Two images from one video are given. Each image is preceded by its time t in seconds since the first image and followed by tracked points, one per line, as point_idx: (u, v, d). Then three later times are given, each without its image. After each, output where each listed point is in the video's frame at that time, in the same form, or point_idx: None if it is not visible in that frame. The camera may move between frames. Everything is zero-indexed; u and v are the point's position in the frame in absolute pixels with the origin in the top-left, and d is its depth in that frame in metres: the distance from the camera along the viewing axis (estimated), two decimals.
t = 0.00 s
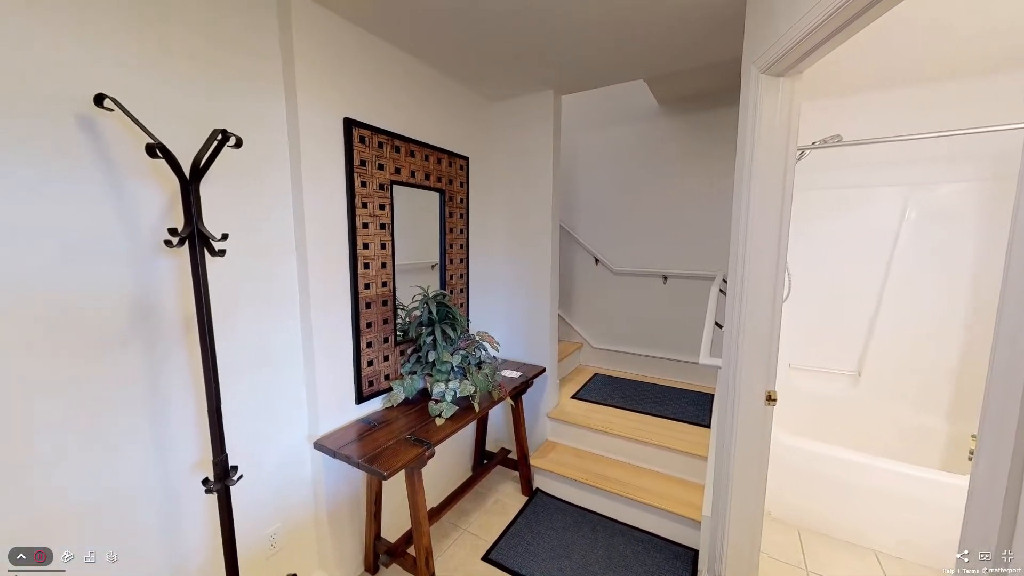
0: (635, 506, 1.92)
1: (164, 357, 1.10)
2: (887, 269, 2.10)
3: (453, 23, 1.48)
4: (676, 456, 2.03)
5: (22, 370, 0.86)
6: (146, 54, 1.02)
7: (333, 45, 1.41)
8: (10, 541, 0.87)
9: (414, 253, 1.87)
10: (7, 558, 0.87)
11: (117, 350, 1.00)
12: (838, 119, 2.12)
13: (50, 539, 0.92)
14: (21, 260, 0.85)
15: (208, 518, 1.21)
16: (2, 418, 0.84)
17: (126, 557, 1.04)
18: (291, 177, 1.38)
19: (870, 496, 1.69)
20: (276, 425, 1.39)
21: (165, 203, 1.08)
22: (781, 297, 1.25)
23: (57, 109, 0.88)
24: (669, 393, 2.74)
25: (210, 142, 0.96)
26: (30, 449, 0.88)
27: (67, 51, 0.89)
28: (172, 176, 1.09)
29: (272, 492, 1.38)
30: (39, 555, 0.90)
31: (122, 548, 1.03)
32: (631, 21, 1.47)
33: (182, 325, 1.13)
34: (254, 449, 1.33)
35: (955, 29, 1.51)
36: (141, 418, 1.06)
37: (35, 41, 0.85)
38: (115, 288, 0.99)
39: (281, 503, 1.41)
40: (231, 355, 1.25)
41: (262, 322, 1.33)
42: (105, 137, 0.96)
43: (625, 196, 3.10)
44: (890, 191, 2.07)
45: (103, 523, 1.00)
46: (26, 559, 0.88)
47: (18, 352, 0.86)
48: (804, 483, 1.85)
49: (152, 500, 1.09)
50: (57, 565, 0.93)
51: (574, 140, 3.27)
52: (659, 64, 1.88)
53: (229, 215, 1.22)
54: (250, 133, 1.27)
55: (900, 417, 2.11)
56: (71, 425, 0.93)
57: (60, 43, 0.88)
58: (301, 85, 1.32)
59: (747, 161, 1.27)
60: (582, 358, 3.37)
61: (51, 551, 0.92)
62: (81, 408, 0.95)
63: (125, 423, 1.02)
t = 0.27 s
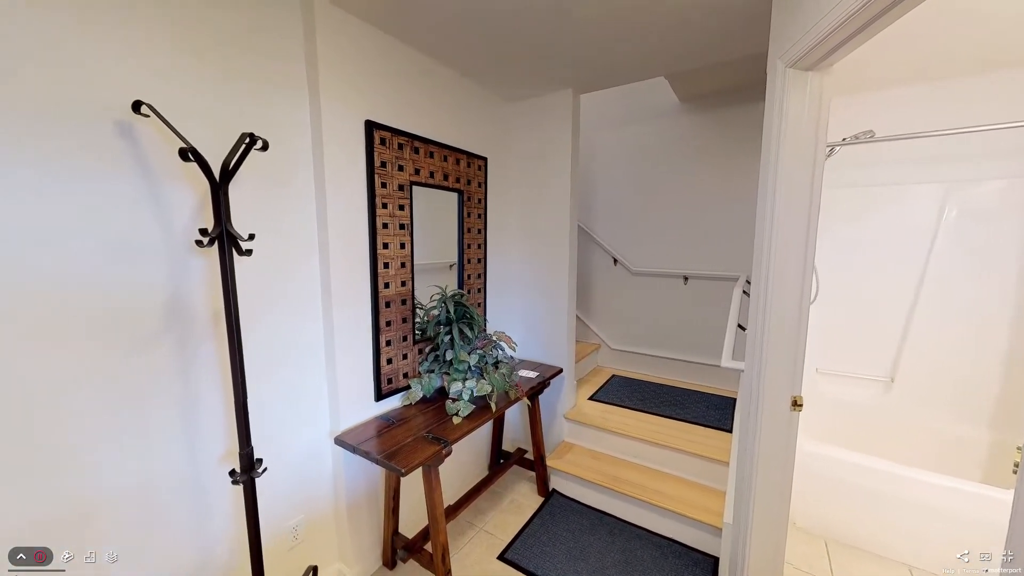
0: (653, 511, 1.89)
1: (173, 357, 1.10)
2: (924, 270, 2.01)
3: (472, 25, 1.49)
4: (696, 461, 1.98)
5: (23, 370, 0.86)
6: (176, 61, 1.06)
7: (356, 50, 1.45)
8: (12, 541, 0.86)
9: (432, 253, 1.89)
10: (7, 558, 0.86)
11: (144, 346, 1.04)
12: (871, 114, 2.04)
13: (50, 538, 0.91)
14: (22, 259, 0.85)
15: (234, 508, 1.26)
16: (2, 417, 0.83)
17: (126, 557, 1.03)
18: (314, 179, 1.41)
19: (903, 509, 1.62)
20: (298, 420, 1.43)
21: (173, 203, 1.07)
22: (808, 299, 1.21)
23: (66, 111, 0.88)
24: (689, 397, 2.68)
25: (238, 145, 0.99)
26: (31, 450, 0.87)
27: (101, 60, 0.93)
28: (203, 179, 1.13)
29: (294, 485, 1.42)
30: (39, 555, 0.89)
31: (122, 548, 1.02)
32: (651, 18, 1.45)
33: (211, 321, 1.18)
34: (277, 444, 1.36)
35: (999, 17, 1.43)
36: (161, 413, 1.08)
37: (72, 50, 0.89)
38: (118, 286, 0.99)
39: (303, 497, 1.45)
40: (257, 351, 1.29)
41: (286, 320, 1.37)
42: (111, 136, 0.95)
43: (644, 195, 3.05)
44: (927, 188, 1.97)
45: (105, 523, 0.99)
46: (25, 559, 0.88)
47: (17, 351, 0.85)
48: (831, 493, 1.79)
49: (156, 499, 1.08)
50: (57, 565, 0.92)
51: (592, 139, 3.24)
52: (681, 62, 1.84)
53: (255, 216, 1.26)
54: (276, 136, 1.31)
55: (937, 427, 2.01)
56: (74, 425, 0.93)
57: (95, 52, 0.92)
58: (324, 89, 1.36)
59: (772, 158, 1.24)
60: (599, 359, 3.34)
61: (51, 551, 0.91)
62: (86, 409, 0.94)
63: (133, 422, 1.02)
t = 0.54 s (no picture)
0: (672, 516, 1.86)
1: (178, 357, 1.09)
2: (964, 272, 1.90)
3: (490, 27, 1.49)
4: (717, 466, 1.94)
5: (24, 370, 0.86)
6: (203, 67, 1.09)
7: (377, 54, 1.47)
8: (11, 541, 0.86)
9: (450, 253, 1.90)
10: (7, 557, 0.86)
11: (176, 342, 1.08)
12: (907, 108, 1.95)
13: (51, 538, 0.91)
14: (22, 259, 0.85)
15: (259, 499, 1.30)
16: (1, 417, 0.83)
17: (127, 558, 1.02)
18: (337, 181, 1.45)
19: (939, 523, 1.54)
20: (320, 416, 1.47)
21: (177, 202, 1.06)
22: (838, 301, 1.16)
23: (67, 111, 0.88)
24: (710, 400, 2.62)
25: (265, 148, 1.02)
26: (31, 449, 0.87)
27: (137, 69, 0.97)
28: (232, 181, 1.17)
29: (315, 480, 1.46)
30: (39, 555, 0.89)
31: (123, 548, 1.01)
32: (673, 15, 1.42)
33: (238, 318, 1.22)
34: (300, 438, 1.40)
35: None
36: (179, 410, 1.10)
37: (111, 61, 0.94)
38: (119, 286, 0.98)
39: (324, 491, 1.49)
40: (281, 348, 1.33)
41: (309, 318, 1.41)
42: (114, 135, 0.95)
43: (665, 195, 3.00)
44: (969, 185, 1.87)
45: (106, 523, 0.99)
46: (25, 558, 0.88)
47: (15, 350, 0.85)
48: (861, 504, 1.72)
49: (158, 500, 1.07)
50: (57, 565, 0.92)
51: (611, 138, 3.21)
52: (704, 58, 1.80)
53: (280, 217, 1.30)
54: (301, 140, 1.35)
55: (979, 438, 1.90)
56: (83, 424, 0.94)
57: (132, 62, 0.96)
58: (347, 93, 1.39)
59: (800, 157, 1.20)
60: (617, 360, 3.30)
61: (51, 551, 0.91)
62: (87, 409, 0.94)
63: (138, 421, 1.02)
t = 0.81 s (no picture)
0: (691, 522, 1.82)
1: (206, 354, 1.13)
2: (1010, 273, 1.79)
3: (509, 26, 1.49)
4: (739, 473, 1.89)
5: (29, 370, 0.87)
6: (228, 73, 1.12)
7: (398, 57, 1.50)
8: (12, 541, 0.86)
9: (468, 252, 1.91)
10: (7, 557, 0.86)
11: (204, 340, 1.12)
12: (947, 101, 1.85)
13: (52, 539, 0.91)
14: (23, 259, 0.85)
15: (283, 492, 1.34)
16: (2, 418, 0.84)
17: (127, 558, 1.02)
18: (358, 182, 1.47)
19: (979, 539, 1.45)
20: (341, 412, 1.50)
21: (183, 202, 1.06)
22: (869, 304, 1.11)
23: (74, 113, 0.89)
24: (732, 404, 2.55)
25: (289, 151, 1.05)
26: (35, 450, 0.88)
27: (171, 76, 1.02)
28: (259, 183, 1.21)
29: (335, 475, 1.49)
30: (39, 555, 0.89)
31: (123, 548, 1.01)
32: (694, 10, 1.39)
33: (264, 316, 1.26)
34: (321, 433, 1.44)
35: None
36: (203, 405, 1.13)
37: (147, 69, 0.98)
38: (119, 286, 0.97)
39: (344, 486, 1.52)
40: (304, 345, 1.37)
41: (331, 316, 1.44)
42: (117, 135, 0.95)
43: (686, 193, 2.94)
44: (1017, 181, 1.75)
45: (108, 522, 0.99)
46: (26, 559, 0.88)
47: (15, 351, 0.85)
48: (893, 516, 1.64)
49: (177, 494, 1.10)
50: (57, 564, 0.92)
51: (632, 137, 3.17)
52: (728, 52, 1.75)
53: (304, 218, 1.33)
54: (324, 143, 1.38)
55: None
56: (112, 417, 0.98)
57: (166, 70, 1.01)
58: (369, 95, 1.42)
59: (829, 154, 1.15)
60: (636, 362, 3.25)
61: (52, 551, 0.92)
62: (86, 409, 0.94)
63: (150, 419, 1.03)
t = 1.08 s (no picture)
0: (711, 529, 1.77)
1: (232, 350, 1.17)
2: None
3: (527, 26, 1.49)
4: (763, 480, 1.83)
5: (37, 370, 0.88)
6: (254, 78, 1.16)
7: (418, 59, 1.51)
8: (12, 541, 0.87)
9: (485, 252, 1.92)
10: (8, 557, 0.87)
11: (229, 337, 1.17)
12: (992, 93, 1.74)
13: (51, 539, 0.92)
14: (23, 260, 0.85)
15: (305, 485, 1.38)
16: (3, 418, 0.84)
17: (127, 558, 1.02)
18: (378, 184, 1.50)
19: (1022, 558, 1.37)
20: (361, 408, 1.53)
21: (206, 203, 1.09)
22: (904, 307, 1.06)
23: (97, 117, 0.92)
24: (756, 409, 2.48)
25: (313, 154, 1.07)
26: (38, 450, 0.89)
27: (200, 82, 1.06)
28: (283, 185, 1.25)
29: (355, 470, 1.52)
30: (39, 555, 0.90)
31: (123, 548, 1.01)
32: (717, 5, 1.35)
33: (288, 315, 1.29)
34: (342, 429, 1.47)
35: None
36: (229, 399, 1.17)
37: (178, 75, 1.02)
38: (122, 287, 0.98)
39: (362, 481, 1.55)
40: (326, 342, 1.40)
41: (351, 314, 1.47)
42: (150, 139, 0.99)
43: (708, 192, 2.87)
44: None
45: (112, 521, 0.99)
46: (26, 558, 0.89)
47: (34, 348, 0.87)
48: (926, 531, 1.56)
49: (195, 488, 1.12)
50: (57, 564, 0.92)
51: (653, 136, 3.12)
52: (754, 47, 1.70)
53: (326, 218, 1.37)
54: (346, 144, 1.41)
55: None
56: (134, 412, 1.01)
57: (196, 76, 1.05)
58: (389, 97, 1.44)
59: (861, 150, 1.11)
60: (656, 364, 3.20)
61: (52, 551, 0.92)
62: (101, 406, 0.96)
63: (178, 411, 1.08)
